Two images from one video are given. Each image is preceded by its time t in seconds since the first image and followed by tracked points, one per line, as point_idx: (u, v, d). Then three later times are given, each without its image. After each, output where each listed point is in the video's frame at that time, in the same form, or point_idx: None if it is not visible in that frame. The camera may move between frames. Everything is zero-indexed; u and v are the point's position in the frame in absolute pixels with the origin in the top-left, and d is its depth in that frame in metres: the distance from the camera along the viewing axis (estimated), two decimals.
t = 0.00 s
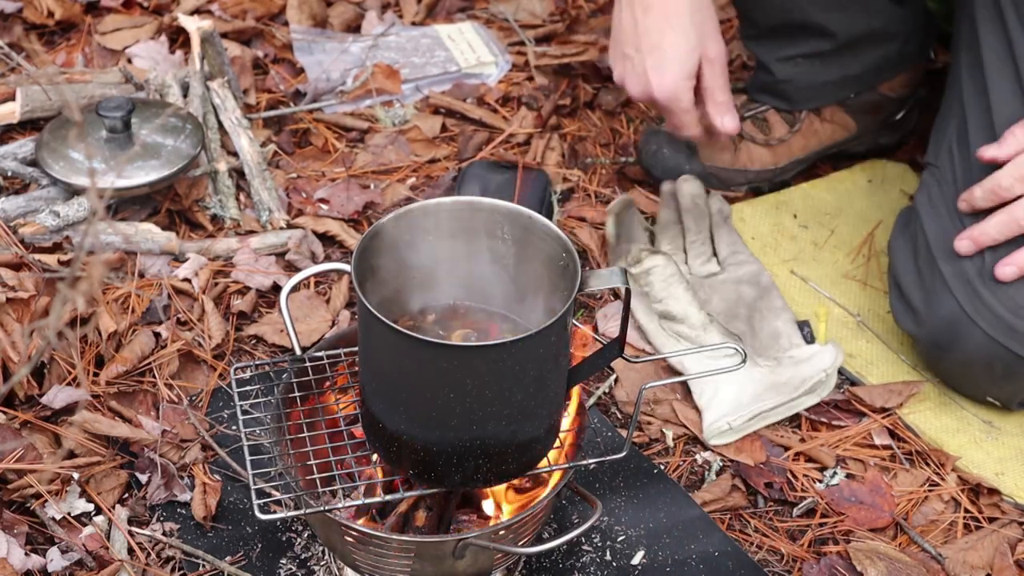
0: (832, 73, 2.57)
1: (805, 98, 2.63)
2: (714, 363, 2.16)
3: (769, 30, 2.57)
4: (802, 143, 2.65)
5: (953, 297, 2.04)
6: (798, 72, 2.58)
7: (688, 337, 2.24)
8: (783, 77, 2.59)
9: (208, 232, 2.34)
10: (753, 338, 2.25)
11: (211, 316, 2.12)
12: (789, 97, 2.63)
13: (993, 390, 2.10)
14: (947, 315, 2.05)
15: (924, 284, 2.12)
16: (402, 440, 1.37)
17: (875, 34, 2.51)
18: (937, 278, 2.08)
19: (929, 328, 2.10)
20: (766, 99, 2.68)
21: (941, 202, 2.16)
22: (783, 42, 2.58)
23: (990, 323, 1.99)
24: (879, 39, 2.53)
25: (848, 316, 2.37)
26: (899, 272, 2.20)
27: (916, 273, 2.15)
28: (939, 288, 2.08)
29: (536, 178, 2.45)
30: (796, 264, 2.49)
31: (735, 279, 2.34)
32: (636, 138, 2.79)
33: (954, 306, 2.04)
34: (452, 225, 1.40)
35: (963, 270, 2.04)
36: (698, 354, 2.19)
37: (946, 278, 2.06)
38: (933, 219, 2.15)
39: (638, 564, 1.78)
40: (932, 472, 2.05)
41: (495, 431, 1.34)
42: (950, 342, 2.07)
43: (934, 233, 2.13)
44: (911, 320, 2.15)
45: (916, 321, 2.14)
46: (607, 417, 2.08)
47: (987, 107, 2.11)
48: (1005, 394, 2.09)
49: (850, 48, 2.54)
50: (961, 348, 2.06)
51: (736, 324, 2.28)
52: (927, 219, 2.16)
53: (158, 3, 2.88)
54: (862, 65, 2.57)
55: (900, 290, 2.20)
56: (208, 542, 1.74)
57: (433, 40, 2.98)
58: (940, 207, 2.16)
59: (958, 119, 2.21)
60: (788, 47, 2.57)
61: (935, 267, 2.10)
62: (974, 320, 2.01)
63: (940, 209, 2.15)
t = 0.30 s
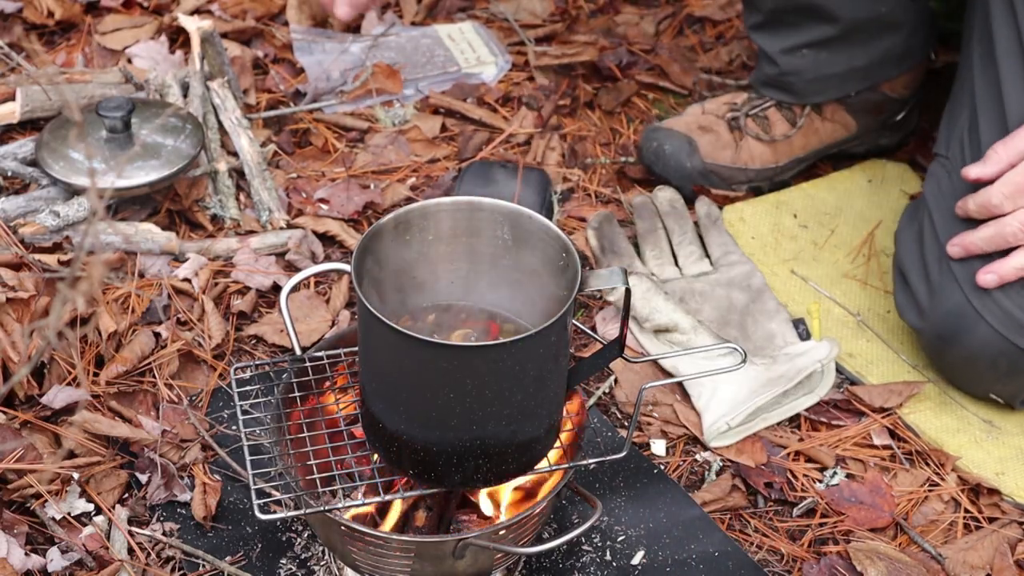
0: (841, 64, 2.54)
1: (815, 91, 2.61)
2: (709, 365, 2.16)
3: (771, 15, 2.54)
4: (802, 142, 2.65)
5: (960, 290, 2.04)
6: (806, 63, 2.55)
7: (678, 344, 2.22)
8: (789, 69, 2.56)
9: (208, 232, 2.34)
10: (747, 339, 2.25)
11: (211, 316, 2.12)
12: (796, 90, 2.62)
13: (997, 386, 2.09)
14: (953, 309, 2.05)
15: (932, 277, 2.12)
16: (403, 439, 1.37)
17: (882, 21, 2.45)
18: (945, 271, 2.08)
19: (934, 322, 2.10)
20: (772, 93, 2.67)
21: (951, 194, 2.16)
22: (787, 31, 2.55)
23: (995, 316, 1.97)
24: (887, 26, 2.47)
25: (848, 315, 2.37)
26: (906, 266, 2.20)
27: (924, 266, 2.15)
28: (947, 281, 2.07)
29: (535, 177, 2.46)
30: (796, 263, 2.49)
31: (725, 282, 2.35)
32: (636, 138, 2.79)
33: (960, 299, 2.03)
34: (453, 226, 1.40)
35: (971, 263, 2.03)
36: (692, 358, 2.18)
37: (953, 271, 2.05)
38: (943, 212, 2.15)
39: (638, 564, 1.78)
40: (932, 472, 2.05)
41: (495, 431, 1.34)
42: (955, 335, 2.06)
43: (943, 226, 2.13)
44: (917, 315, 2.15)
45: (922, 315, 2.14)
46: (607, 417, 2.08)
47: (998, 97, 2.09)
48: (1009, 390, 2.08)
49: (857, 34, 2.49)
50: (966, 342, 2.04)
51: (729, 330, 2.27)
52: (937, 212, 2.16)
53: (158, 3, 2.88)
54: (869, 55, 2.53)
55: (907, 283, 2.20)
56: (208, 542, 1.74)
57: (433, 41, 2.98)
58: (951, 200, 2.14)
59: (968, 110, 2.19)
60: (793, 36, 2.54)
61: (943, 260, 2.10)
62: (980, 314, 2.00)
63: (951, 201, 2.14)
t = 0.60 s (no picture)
0: (840, 60, 2.54)
1: (814, 87, 2.60)
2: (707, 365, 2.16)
3: (770, 10, 2.54)
4: (802, 142, 2.65)
5: (958, 287, 2.03)
6: (806, 59, 2.55)
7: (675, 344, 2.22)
8: (789, 64, 2.56)
9: (208, 232, 2.34)
10: (747, 339, 2.25)
11: (210, 316, 2.12)
12: (795, 87, 2.61)
13: (995, 384, 2.09)
14: (950, 306, 2.05)
15: (929, 273, 2.11)
16: (402, 439, 1.37)
17: (881, 16, 2.45)
18: (943, 268, 2.08)
19: (931, 319, 2.10)
20: (772, 91, 2.67)
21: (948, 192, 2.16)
22: (786, 27, 2.55)
23: (992, 313, 1.97)
24: (886, 21, 2.47)
25: (848, 315, 2.37)
26: (903, 263, 2.20)
27: (921, 264, 2.15)
28: (944, 278, 2.07)
29: (536, 178, 2.46)
30: (796, 263, 2.49)
31: (725, 282, 2.35)
32: (636, 138, 2.79)
33: (958, 296, 2.03)
34: (453, 226, 1.40)
35: (969, 260, 2.03)
36: (690, 358, 2.18)
37: (951, 268, 2.05)
38: (939, 209, 2.15)
39: (638, 564, 1.78)
40: (931, 472, 2.05)
41: (495, 431, 1.34)
42: (953, 332, 2.06)
43: (940, 223, 2.13)
44: (914, 313, 2.15)
45: (919, 312, 2.14)
46: (607, 417, 2.08)
47: (995, 94, 2.09)
48: (1007, 388, 2.08)
49: (856, 29, 2.49)
50: (963, 339, 2.04)
51: (728, 330, 2.27)
52: (934, 209, 2.16)
53: (158, 3, 2.88)
54: (869, 51, 2.53)
55: (904, 281, 2.20)
56: (208, 542, 1.74)
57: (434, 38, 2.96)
58: (949, 197, 2.14)
59: (966, 108, 2.19)
60: (792, 32, 2.54)
61: (940, 257, 2.10)
62: (977, 310, 2.00)
63: (949, 199, 2.14)
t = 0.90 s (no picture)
0: (842, 57, 2.53)
1: (815, 84, 2.59)
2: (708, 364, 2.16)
3: (773, 5, 2.54)
4: (802, 141, 2.65)
5: (962, 284, 2.03)
6: (808, 55, 2.54)
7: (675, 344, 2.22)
8: (791, 60, 2.55)
9: (208, 232, 2.34)
10: (747, 339, 2.25)
11: (210, 316, 2.12)
12: (797, 83, 2.61)
13: (998, 382, 2.09)
14: (955, 304, 2.04)
15: (934, 271, 2.11)
16: (403, 439, 1.37)
17: (884, 12, 2.45)
18: (947, 266, 2.08)
19: (935, 317, 2.10)
20: (772, 88, 2.66)
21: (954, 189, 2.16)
22: (789, 23, 2.55)
23: (997, 310, 1.97)
24: (888, 18, 2.47)
25: (848, 315, 2.37)
26: (908, 262, 2.20)
27: (926, 261, 2.15)
28: (949, 276, 2.07)
29: (536, 178, 2.46)
30: (796, 263, 2.50)
31: (725, 282, 2.35)
32: (636, 138, 2.79)
33: (963, 293, 2.03)
34: (453, 226, 1.40)
35: (974, 258, 2.02)
36: (691, 358, 2.18)
37: (956, 265, 2.05)
38: (945, 207, 2.14)
39: (638, 564, 1.78)
40: (932, 472, 2.05)
41: (495, 431, 1.34)
42: (957, 330, 2.06)
43: (946, 221, 2.13)
44: (917, 311, 2.15)
45: (923, 311, 2.14)
46: (607, 417, 2.08)
47: (1002, 92, 2.09)
48: (1010, 386, 2.08)
49: (859, 26, 2.48)
50: (967, 337, 2.04)
51: (728, 331, 2.28)
52: (939, 207, 2.16)
53: (158, 3, 2.88)
54: (871, 48, 2.52)
55: (908, 279, 2.20)
56: (208, 542, 1.74)
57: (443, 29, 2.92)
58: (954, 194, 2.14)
59: (972, 107, 2.19)
60: (794, 27, 2.53)
61: (945, 255, 2.09)
62: (981, 307, 1.99)
63: (955, 197, 2.13)
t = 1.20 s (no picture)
0: (842, 54, 2.51)
1: (816, 81, 2.57)
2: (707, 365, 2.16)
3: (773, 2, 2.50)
4: (802, 141, 2.65)
5: (964, 283, 2.03)
6: (808, 52, 2.52)
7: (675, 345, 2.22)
8: (793, 57, 2.53)
9: (208, 232, 2.34)
10: (747, 339, 2.25)
11: (210, 316, 2.12)
12: (797, 80, 2.59)
13: (999, 381, 2.09)
14: (956, 303, 2.04)
15: (935, 270, 2.11)
16: (403, 440, 1.37)
17: (886, 10, 2.42)
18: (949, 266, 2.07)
19: (936, 317, 2.10)
20: (772, 85, 2.64)
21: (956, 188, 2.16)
22: (789, 19, 2.51)
23: (998, 309, 1.97)
24: (891, 15, 2.43)
25: (848, 315, 2.37)
26: (909, 261, 2.20)
27: (927, 261, 2.15)
28: (951, 275, 2.07)
29: (535, 177, 2.47)
30: (796, 263, 2.50)
31: (725, 282, 2.35)
32: (636, 138, 2.79)
33: (964, 292, 2.03)
34: (453, 226, 1.40)
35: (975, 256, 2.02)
36: (690, 358, 2.18)
37: (958, 264, 2.05)
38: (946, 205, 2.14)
39: (638, 564, 1.78)
40: (932, 472, 2.05)
41: (495, 431, 1.34)
42: (958, 329, 2.06)
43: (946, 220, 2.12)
44: (918, 311, 2.15)
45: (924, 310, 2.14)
46: (607, 417, 2.08)
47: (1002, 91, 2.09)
48: (1011, 386, 2.08)
49: (861, 22, 2.44)
50: (968, 336, 2.04)
51: (728, 331, 2.27)
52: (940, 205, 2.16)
53: (158, 3, 2.88)
54: (871, 46, 2.49)
55: (910, 279, 2.20)
56: (208, 542, 1.74)
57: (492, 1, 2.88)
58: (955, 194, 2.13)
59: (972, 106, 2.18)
60: (793, 24, 2.50)
61: (946, 254, 2.09)
62: (982, 306, 1.99)
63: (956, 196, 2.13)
